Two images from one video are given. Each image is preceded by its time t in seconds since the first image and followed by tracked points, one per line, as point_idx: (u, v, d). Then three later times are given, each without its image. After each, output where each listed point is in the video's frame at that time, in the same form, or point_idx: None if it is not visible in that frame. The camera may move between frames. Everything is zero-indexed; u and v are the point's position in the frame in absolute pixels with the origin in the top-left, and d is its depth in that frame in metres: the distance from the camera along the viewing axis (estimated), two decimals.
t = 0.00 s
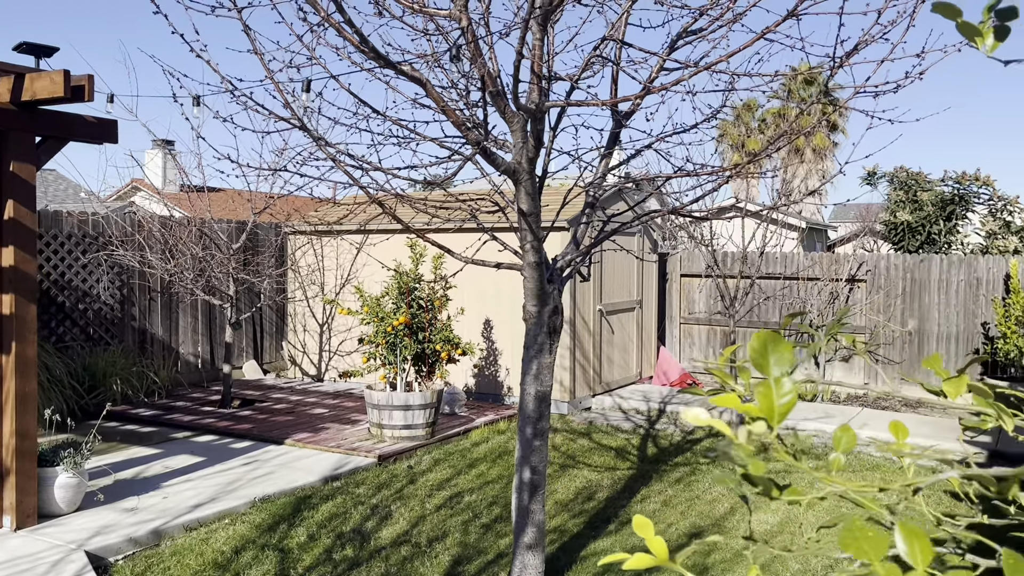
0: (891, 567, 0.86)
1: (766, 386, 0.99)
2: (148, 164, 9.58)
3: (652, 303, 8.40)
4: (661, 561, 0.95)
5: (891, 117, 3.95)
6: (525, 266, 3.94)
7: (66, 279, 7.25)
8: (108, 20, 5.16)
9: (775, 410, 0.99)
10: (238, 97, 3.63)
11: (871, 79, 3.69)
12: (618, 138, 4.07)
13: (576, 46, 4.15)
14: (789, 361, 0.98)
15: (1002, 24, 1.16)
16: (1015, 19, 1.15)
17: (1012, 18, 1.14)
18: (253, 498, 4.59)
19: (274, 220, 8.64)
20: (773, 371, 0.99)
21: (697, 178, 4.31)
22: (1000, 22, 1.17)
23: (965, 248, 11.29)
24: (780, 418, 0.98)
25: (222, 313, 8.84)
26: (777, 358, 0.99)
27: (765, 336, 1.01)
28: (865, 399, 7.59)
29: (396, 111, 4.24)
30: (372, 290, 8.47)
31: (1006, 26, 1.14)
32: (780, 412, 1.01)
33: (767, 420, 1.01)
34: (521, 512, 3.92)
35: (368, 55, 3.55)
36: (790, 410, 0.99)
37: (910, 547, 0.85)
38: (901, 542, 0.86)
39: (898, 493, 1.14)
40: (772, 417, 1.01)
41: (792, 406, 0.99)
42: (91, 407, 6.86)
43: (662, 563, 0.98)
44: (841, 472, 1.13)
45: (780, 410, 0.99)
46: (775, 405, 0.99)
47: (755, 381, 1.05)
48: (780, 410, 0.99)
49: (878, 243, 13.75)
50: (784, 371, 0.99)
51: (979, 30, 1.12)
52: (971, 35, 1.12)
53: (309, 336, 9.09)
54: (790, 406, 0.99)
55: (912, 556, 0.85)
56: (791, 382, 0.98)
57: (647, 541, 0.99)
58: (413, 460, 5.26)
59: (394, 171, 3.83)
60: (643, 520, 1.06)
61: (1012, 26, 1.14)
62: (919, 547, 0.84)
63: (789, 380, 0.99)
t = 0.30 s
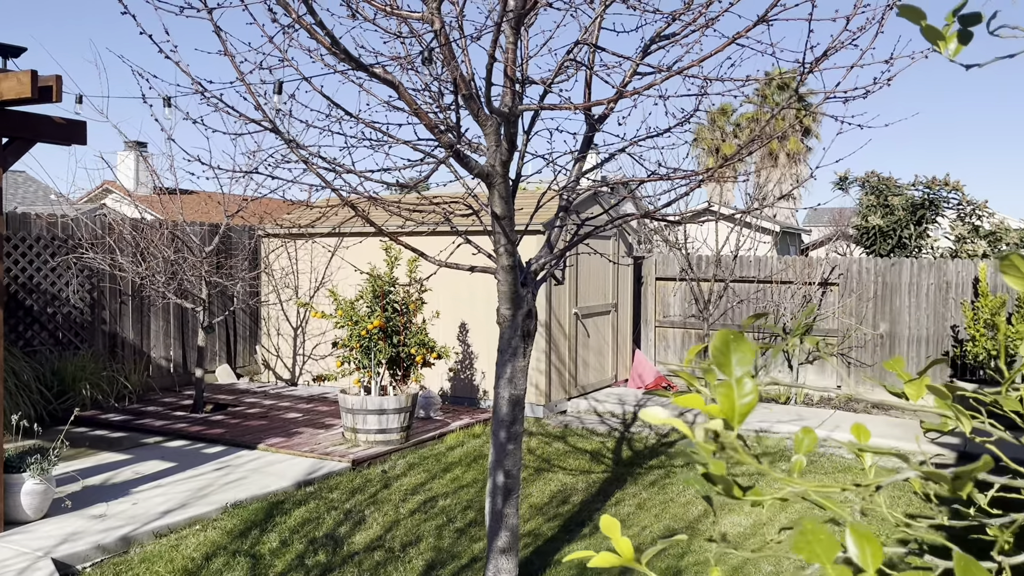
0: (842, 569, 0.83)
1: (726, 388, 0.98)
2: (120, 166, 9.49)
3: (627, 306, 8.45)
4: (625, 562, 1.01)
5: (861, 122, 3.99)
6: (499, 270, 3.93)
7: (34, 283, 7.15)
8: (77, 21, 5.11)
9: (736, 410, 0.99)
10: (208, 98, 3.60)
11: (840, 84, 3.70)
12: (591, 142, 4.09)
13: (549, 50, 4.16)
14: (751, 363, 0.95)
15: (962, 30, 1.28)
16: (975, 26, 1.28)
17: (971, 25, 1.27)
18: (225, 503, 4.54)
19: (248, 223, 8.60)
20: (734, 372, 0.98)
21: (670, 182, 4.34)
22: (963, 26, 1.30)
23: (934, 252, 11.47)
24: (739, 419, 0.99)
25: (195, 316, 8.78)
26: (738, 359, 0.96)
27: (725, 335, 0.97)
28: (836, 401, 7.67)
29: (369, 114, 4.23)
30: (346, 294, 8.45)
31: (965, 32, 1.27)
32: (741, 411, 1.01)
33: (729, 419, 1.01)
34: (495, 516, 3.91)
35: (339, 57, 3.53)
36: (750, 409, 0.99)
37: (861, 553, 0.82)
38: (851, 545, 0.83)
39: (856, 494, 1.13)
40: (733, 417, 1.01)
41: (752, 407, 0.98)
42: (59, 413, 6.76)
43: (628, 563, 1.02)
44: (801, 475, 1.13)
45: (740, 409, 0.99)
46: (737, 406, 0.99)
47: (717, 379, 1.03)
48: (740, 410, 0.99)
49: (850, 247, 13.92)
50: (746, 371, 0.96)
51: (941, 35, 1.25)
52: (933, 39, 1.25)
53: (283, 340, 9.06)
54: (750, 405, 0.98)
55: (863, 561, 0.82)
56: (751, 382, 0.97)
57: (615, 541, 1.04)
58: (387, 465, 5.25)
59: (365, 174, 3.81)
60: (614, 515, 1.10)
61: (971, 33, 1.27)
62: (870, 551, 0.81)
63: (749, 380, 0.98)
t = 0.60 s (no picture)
0: (802, 567, 0.84)
1: (687, 391, 0.92)
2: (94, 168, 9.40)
3: (605, 309, 8.51)
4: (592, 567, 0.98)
5: (834, 126, 4.03)
6: (475, 272, 3.93)
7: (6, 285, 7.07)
8: (48, 21, 5.07)
9: (697, 412, 0.94)
10: (181, 99, 3.58)
11: (814, 89, 3.74)
12: (567, 146, 4.10)
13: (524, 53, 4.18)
14: (714, 366, 0.90)
15: (923, 38, 1.25)
16: (936, 32, 1.26)
17: (931, 32, 1.24)
18: (199, 509, 4.49)
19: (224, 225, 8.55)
20: (696, 374, 0.92)
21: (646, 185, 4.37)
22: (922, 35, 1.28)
23: (907, 256, 11.65)
24: (701, 422, 0.94)
25: (170, 319, 8.71)
26: (700, 363, 0.90)
27: (688, 338, 0.91)
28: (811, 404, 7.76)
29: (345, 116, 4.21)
30: (323, 297, 8.45)
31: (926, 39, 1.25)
32: (703, 412, 0.96)
33: (691, 422, 0.96)
34: (471, 520, 3.90)
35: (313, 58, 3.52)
36: (712, 411, 0.94)
37: (822, 550, 0.82)
38: (812, 544, 0.84)
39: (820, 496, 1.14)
40: (695, 418, 0.96)
41: (714, 409, 0.94)
42: (30, 417, 6.67)
43: (592, 569, 0.99)
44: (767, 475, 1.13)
45: (702, 411, 0.94)
46: (699, 407, 0.94)
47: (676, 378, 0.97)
48: (702, 412, 0.94)
49: (826, 251, 14.10)
50: (709, 373, 0.91)
51: (901, 44, 1.23)
52: (893, 49, 1.23)
53: (259, 344, 9.05)
54: (712, 407, 0.93)
55: (823, 560, 0.82)
56: (713, 384, 0.92)
57: (578, 548, 1.00)
58: (364, 469, 5.23)
59: (340, 176, 3.79)
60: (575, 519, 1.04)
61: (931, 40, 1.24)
62: (831, 551, 0.82)
63: (712, 381, 0.93)
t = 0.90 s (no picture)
0: (762, 568, 0.83)
1: (653, 395, 0.93)
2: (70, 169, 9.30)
3: (584, 312, 8.56)
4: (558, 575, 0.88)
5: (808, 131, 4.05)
6: (453, 275, 3.92)
7: None
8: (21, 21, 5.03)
9: (664, 415, 0.95)
10: (155, 100, 3.56)
11: (789, 94, 3.78)
12: (545, 149, 4.11)
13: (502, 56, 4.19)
14: (679, 369, 0.90)
15: (885, 47, 1.26)
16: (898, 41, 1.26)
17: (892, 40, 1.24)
18: (174, 513, 4.45)
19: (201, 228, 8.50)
20: (661, 378, 0.92)
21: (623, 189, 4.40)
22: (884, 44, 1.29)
23: (883, 260, 11.79)
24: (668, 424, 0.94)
25: (146, 322, 8.63)
26: (665, 366, 0.91)
27: (653, 341, 0.92)
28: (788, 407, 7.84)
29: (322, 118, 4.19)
30: (301, 300, 8.44)
31: (888, 48, 1.25)
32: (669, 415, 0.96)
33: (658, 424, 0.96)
34: (448, 523, 3.89)
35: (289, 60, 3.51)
36: (678, 413, 0.94)
37: (780, 551, 0.81)
38: (771, 545, 0.82)
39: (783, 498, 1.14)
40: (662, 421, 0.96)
41: (680, 411, 0.94)
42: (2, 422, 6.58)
43: None
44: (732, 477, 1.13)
45: (667, 414, 0.94)
46: (664, 410, 0.94)
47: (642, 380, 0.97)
48: (668, 415, 0.94)
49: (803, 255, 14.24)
50: (674, 376, 0.91)
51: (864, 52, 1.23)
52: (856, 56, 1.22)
53: (237, 347, 9.02)
54: (678, 409, 0.94)
55: (782, 560, 0.81)
56: (677, 388, 0.92)
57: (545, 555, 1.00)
58: (342, 472, 5.22)
59: (316, 178, 3.78)
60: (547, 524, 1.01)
61: (893, 50, 1.25)
62: (788, 551, 0.80)
63: (676, 385, 0.93)
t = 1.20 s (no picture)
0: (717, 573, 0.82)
1: (618, 396, 0.93)
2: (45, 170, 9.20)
3: (563, 316, 8.64)
4: None
5: (782, 137, 4.10)
6: (430, 279, 3.92)
7: None
8: None
9: (627, 418, 0.95)
10: (129, 102, 3.53)
11: (763, 100, 3.83)
12: (522, 153, 4.13)
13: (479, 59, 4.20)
14: (643, 370, 0.91)
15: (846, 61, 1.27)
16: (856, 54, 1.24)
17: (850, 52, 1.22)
18: (149, 518, 4.42)
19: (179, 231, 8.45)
20: (626, 381, 0.93)
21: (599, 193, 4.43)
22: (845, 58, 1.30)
23: (858, 264, 11.95)
24: (631, 427, 0.94)
25: (121, 325, 8.56)
26: (629, 367, 0.92)
27: (618, 342, 0.93)
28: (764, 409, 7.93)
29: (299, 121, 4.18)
30: (279, 303, 8.44)
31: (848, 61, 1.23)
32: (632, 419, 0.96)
33: (619, 427, 0.96)
34: (425, 527, 3.89)
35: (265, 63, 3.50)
36: (641, 416, 0.94)
37: (734, 553, 0.80)
38: (726, 547, 0.82)
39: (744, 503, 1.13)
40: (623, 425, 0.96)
41: (643, 414, 0.94)
42: None
43: None
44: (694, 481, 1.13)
45: (631, 416, 0.94)
46: (628, 413, 0.94)
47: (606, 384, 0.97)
48: (631, 417, 0.94)
49: (780, 259, 14.42)
50: (637, 379, 0.92)
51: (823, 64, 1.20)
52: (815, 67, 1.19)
53: (214, 350, 9.00)
54: (641, 412, 0.94)
55: (735, 563, 0.80)
56: (642, 390, 0.92)
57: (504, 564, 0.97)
58: (319, 476, 5.22)
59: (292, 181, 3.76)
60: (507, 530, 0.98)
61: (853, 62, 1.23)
62: (743, 555, 0.80)
63: (640, 388, 0.94)
